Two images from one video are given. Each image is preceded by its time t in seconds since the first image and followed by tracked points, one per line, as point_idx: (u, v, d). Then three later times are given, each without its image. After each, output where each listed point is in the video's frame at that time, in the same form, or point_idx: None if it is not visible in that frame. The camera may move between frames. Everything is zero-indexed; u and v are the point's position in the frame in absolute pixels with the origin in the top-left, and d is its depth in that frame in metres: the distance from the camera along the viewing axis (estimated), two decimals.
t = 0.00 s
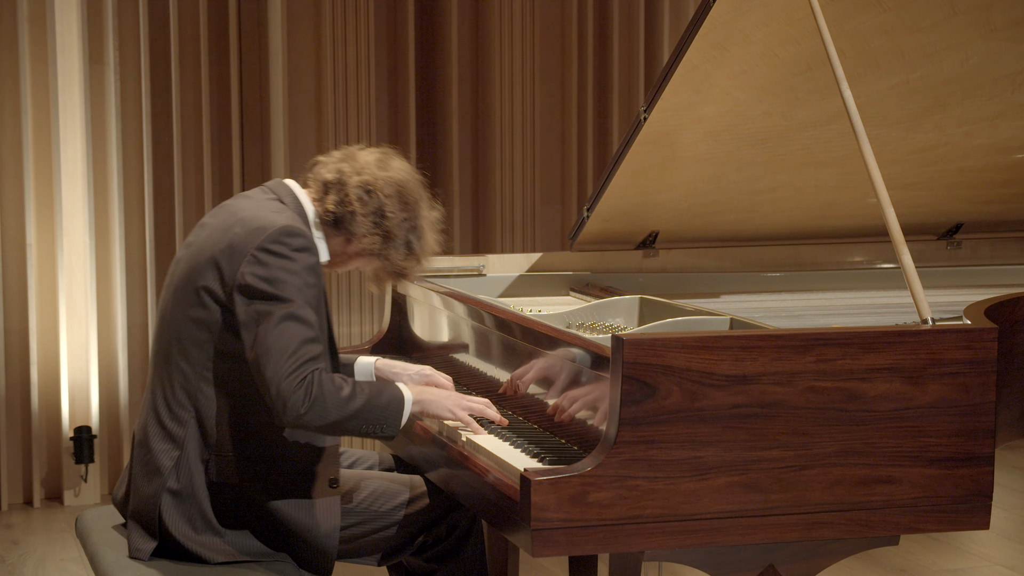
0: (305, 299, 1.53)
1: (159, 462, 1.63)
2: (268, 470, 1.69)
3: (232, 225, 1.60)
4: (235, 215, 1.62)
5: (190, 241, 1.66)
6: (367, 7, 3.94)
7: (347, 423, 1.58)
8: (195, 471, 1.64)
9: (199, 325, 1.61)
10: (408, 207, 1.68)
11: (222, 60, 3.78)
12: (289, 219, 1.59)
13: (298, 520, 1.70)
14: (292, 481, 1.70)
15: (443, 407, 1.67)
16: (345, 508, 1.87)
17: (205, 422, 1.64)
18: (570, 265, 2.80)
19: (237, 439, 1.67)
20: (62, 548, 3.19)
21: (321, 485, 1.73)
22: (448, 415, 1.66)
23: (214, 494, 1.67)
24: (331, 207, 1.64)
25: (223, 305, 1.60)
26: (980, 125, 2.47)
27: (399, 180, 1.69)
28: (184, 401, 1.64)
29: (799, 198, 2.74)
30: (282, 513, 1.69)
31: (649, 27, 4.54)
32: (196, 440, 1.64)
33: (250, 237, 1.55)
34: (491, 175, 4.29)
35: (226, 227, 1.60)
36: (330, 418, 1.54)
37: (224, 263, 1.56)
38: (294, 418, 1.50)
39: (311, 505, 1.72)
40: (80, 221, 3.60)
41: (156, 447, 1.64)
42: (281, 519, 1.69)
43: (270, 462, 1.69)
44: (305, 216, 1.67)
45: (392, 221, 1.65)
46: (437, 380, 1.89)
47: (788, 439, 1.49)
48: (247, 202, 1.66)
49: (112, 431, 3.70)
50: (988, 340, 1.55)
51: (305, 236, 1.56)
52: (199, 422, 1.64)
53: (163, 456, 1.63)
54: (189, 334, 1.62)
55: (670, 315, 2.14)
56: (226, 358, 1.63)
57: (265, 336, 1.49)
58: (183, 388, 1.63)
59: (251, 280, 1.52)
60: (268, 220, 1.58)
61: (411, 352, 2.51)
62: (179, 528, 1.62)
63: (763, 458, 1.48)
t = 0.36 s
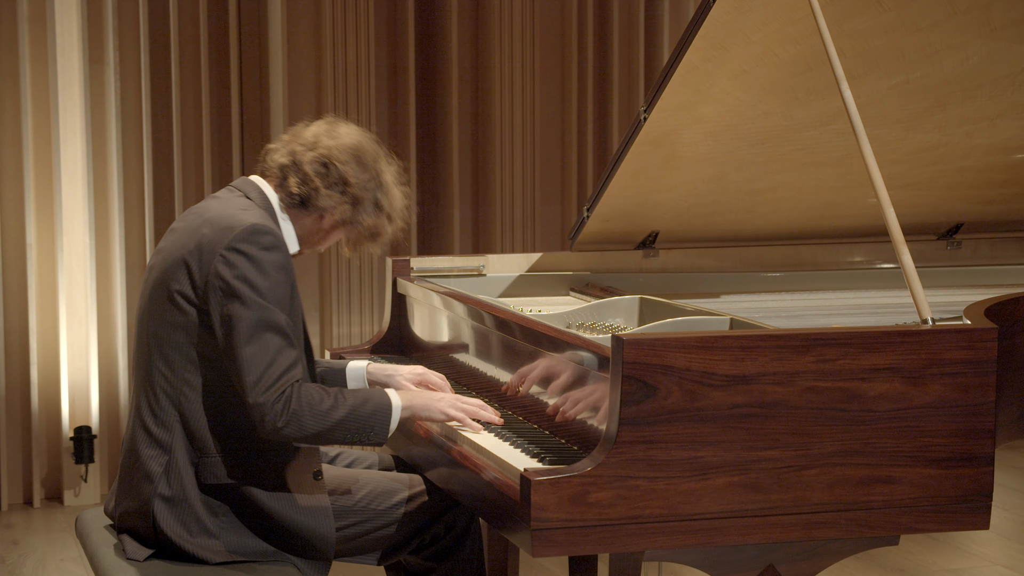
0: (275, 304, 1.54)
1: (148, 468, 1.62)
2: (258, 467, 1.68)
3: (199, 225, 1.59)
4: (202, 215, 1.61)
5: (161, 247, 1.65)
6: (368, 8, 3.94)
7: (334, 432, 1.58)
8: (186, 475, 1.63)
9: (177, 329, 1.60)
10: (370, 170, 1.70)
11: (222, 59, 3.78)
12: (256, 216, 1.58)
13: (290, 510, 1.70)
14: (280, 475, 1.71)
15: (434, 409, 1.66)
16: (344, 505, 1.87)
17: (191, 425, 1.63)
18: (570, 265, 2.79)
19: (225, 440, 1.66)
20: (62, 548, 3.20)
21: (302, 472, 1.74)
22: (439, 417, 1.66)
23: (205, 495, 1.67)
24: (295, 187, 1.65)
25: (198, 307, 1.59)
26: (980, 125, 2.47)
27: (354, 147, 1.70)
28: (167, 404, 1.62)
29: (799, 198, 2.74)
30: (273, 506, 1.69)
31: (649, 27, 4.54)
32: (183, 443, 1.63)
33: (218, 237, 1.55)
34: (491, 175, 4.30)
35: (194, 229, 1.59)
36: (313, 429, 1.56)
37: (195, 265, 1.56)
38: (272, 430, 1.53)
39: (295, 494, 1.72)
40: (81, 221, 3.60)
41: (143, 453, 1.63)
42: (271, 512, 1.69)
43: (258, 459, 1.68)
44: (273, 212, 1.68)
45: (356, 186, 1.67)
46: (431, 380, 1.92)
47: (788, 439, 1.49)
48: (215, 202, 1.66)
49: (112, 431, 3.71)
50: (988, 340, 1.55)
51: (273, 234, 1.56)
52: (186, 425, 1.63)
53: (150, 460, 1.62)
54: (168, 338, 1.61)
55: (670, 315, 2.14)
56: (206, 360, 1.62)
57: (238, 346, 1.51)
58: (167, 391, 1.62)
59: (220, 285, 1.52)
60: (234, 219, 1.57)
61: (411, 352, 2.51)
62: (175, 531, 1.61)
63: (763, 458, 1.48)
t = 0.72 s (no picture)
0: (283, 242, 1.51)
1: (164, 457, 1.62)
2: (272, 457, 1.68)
3: (190, 211, 1.58)
4: (192, 201, 1.61)
5: (156, 242, 1.64)
6: (367, 7, 3.94)
7: (368, 348, 1.55)
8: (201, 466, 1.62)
9: (183, 317, 1.61)
10: (325, 109, 1.67)
11: (222, 59, 3.78)
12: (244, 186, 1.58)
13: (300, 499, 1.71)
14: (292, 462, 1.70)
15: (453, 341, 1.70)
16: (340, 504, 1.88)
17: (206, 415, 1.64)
18: (570, 265, 2.79)
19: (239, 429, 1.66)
20: (62, 548, 3.20)
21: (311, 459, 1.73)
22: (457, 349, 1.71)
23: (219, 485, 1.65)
24: (260, 155, 1.68)
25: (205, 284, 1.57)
26: (980, 125, 2.47)
27: (298, 93, 1.68)
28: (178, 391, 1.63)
29: (799, 198, 2.74)
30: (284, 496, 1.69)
31: (649, 27, 4.54)
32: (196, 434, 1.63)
33: (212, 210, 1.54)
34: (491, 175, 4.29)
35: (185, 215, 1.58)
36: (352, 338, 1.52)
37: (195, 243, 1.55)
38: (314, 342, 1.48)
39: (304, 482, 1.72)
40: (81, 221, 3.60)
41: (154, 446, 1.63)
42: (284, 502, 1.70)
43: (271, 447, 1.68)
44: (259, 185, 1.70)
45: (312, 126, 1.65)
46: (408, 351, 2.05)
47: (788, 439, 1.49)
48: (202, 187, 1.65)
49: (112, 431, 3.71)
50: (988, 339, 1.55)
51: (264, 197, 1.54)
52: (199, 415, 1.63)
53: (163, 453, 1.63)
54: (176, 328, 1.62)
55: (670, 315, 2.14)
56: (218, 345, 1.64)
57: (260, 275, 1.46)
58: (177, 380, 1.63)
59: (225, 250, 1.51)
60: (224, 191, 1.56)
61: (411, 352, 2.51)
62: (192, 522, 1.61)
63: (763, 458, 1.48)
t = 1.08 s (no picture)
0: (275, 280, 1.54)
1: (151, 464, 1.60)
2: (259, 460, 1.69)
3: (189, 217, 1.58)
4: (191, 207, 1.61)
5: (156, 242, 1.65)
6: (367, 6, 3.94)
7: (342, 408, 1.61)
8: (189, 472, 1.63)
9: (177, 322, 1.60)
10: (325, 110, 1.73)
11: (222, 59, 3.78)
12: (245, 202, 1.58)
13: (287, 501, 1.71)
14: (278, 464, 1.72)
15: (437, 394, 1.71)
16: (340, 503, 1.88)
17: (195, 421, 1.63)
18: (570, 265, 2.79)
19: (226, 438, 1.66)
20: (62, 548, 3.20)
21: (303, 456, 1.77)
22: (442, 404, 1.71)
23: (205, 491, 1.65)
24: (259, 151, 1.72)
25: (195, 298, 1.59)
26: (980, 125, 2.47)
27: (301, 96, 1.75)
28: (173, 397, 1.62)
29: (799, 198, 2.74)
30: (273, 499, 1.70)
31: (649, 27, 4.54)
32: (185, 441, 1.62)
33: (210, 224, 1.55)
34: (491, 175, 4.29)
35: (184, 220, 1.59)
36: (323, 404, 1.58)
37: (187, 254, 1.56)
38: (285, 403, 1.54)
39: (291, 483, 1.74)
40: (81, 221, 3.60)
41: (144, 451, 1.62)
42: (270, 504, 1.70)
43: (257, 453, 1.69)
44: (260, 194, 1.71)
45: (309, 121, 1.70)
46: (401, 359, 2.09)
47: (788, 439, 1.49)
48: (202, 192, 1.66)
49: (112, 431, 3.70)
50: (988, 340, 1.55)
51: (263, 217, 1.56)
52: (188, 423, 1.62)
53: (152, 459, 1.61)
54: (169, 333, 1.60)
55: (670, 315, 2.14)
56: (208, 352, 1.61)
57: (241, 322, 1.50)
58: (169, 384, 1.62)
59: (217, 268, 1.52)
60: (224, 205, 1.57)
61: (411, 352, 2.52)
62: (180, 526, 1.61)
63: (764, 458, 1.48)
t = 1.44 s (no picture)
0: (281, 286, 1.55)
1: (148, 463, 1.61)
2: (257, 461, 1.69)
3: (197, 219, 1.59)
4: (200, 209, 1.62)
5: (161, 244, 1.65)
6: (368, 6, 3.94)
7: (346, 416, 1.62)
8: (186, 472, 1.63)
9: (180, 323, 1.61)
10: (354, 142, 1.72)
11: (222, 59, 3.78)
12: (254, 209, 1.59)
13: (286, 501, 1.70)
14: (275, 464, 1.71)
15: (433, 403, 1.69)
16: (342, 501, 1.88)
17: (193, 422, 1.63)
18: (570, 265, 2.79)
19: (225, 440, 1.66)
20: (62, 548, 3.20)
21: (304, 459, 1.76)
22: (439, 411, 1.69)
23: (203, 492, 1.65)
24: (278, 167, 1.70)
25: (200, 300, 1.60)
26: (980, 124, 2.47)
27: (333, 125, 1.75)
28: (173, 398, 1.62)
29: (799, 198, 2.74)
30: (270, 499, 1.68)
31: (649, 27, 4.54)
32: (184, 442, 1.63)
33: (218, 229, 1.55)
34: (491, 175, 4.29)
35: (192, 222, 1.59)
36: (328, 411, 1.59)
37: (193, 257, 1.56)
38: (292, 411, 1.55)
39: (296, 487, 1.72)
40: (81, 221, 3.60)
41: (144, 452, 1.63)
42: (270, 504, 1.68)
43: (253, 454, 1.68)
44: (269, 204, 1.70)
45: (335, 152, 1.69)
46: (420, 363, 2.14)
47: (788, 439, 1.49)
48: (212, 197, 1.66)
49: (112, 431, 3.70)
50: (988, 340, 1.55)
51: (271, 225, 1.56)
52: (187, 424, 1.63)
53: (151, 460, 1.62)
54: (171, 335, 1.62)
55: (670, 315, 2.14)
56: (210, 355, 1.63)
57: (248, 329, 1.51)
58: (169, 385, 1.63)
59: (225, 271, 1.52)
60: (233, 211, 1.57)
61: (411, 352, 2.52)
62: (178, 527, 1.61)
63: (764, 458, 1.48)
